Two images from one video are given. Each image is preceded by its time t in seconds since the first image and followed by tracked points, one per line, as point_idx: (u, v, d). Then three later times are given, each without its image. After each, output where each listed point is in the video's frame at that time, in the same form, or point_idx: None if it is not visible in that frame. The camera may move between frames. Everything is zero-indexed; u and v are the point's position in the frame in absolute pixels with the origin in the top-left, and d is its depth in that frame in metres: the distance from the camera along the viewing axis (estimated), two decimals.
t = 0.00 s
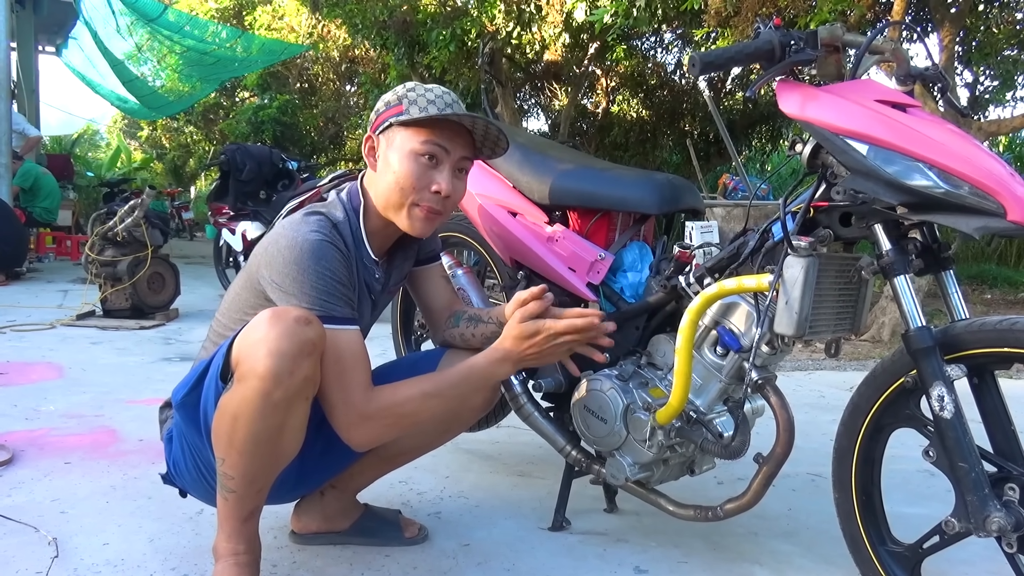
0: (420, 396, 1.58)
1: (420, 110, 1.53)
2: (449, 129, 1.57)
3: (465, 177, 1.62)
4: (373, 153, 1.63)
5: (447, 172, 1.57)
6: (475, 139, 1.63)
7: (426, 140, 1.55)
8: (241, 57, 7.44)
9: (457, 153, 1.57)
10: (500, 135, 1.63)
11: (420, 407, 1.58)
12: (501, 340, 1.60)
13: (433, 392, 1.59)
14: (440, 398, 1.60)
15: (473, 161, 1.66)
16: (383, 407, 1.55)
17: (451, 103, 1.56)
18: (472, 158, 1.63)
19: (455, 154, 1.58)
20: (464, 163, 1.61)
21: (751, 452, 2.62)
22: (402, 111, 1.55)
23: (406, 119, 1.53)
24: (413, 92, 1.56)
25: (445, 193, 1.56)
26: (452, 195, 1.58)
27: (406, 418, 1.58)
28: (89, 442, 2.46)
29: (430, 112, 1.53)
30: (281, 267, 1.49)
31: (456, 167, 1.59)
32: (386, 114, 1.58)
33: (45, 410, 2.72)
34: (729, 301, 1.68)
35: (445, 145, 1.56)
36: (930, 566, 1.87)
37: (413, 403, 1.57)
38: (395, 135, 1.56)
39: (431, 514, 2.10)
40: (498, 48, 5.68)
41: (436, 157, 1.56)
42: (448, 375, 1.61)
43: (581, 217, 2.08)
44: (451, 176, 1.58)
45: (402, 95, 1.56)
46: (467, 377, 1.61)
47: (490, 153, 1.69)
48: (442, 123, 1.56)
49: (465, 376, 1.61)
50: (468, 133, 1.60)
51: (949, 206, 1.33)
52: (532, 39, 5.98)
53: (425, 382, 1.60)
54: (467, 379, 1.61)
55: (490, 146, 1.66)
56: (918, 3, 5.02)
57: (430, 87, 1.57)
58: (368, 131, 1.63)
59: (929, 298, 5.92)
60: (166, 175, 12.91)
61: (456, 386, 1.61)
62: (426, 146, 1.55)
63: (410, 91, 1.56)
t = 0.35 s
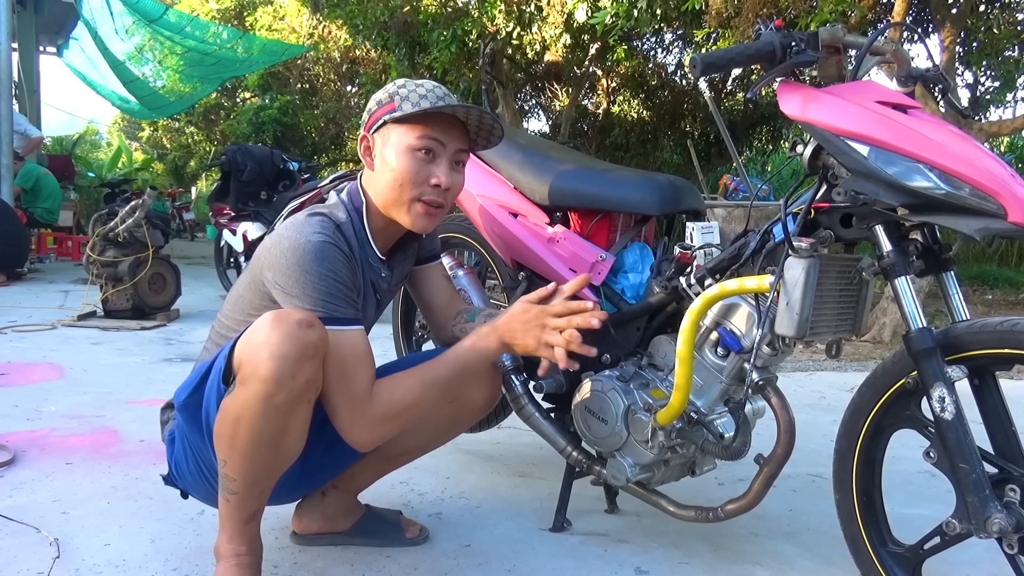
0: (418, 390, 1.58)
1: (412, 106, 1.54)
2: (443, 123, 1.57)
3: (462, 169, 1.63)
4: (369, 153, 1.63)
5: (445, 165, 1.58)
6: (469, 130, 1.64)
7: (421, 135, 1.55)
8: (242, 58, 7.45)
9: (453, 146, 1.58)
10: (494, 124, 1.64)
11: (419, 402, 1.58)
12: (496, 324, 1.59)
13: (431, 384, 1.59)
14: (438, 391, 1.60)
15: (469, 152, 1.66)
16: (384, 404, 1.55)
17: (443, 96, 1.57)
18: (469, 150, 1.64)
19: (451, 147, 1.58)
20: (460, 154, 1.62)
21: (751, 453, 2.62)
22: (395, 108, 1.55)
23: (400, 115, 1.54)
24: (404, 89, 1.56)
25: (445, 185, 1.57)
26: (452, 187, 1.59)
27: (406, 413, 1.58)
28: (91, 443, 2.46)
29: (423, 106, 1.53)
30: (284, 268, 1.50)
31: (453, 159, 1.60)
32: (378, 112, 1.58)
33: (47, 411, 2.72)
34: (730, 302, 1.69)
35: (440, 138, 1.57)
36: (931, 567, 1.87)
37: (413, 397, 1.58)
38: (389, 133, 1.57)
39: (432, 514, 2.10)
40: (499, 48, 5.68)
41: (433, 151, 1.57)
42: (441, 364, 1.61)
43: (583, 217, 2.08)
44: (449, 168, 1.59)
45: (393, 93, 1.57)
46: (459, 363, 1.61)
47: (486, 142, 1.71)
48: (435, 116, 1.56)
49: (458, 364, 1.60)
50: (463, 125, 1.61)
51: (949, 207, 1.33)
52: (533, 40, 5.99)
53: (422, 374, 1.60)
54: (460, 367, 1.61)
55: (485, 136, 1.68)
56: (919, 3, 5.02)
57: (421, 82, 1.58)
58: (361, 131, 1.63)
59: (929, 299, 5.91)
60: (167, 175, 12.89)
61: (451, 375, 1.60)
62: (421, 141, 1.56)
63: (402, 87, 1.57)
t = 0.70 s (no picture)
0: (417, 387, 1.58)
1: (405, 109, 1.54)
2: (437, 125, 1.58)
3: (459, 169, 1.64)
4: (364, 157, 1.63)
5: (441, 167, 1.59)
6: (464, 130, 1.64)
7: (415, 138, 1.56)
8: (243, 58, 7.44)
9: (448, 148, 1.58)
10: (489, 123, 1.64)
11: (419, 399, 1.58)
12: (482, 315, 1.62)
13: (429, 381, 1.59)
14: (437, 387, 1.60)
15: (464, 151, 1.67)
16: (385, 403, 1.56)
17: (436, 97, 1.57)
18: (465, 149, 1.64)
19: (446, 148, 1.59)
20: (456, 155, 1.62)
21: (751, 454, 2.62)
22: (388, 112, 1.55)
23: (393, 119, 1.54)
24: (396, 91, 1.56)
25: (443, 188, 1.58)
26: (449, 189, 1.59)
27: (407, 411, 1.58)
28: (91, 443, 2.46)
29: (416, 110, 1.53)
30: (285, 272, 1.50)
31: (449, 160, 1.60)
32: (371, 116, 1.58)
33: (47, 411, 2.73)
34: (730, 303, 1.69)
35: (434, 141, 1.57)
36: (931, 569, 1.88)
37: (412, 394, 1.58)
38: (383, 137, 1.57)
39: (432, 516, 2.10)
40: (499, 49, 5.69)
41: (428, 153, 1.57)
42: (436, 359, 1.60)
43: (583, 218, 2.08)
44: (445, 170, 1.59)
45: (385, 95, 1.57)
46: (454, 357, 1.60)
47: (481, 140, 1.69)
48: (428, 119, 1.56)
49: (452, 358, 1.60)
50: (457, 125, 1.61)
51: (950, 209, 1.33)
52: (533, 41, 6.00)
53: (419, 371, 1.59)
54: (455, 361, 1.60)
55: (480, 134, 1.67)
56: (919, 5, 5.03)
57: (412, 83, 1.58)
58: (355, 135, 1.63)
59: (929, 300, 5.91)
60: (167, 176, 12.89)
61: (446, 369, 1.60)
62: (416, 145, 1.56)
63: (393, 90, 1.56)
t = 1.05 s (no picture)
0: (417, 390, 1.58)
1: (399, 108, 1.54)
2: (431, 122, 1.58)
3: (455, 167, 1.64)
4: (359, 157, 1.63)
5: (436, 164, 1.59)
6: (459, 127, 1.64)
7: (409, 137, 1.56)
8: (242, 60, 7.39)
9: (443, 145, 1.58)
10: (482, 118, 1.64)
11: (417, 402, 1.59)
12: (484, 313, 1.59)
13: (428, 384, 1.59)
14: (435, 390, 1.60)
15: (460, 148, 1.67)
16: (384, 406, 1.56)
17: (430, 94, 1.57)
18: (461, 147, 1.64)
19: (441, 145, 1.59)
20: (452, 152, 1.62)
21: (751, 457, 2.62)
22: (382, 111, 1.56)
23: (387, 118, 1.54)
24: (389, 91, 1.57)
25: (438, 185, 1.58)
26: (446, 186, 1.59)
27: (405, 414, 1.58)
28: (91, 445, 2.46)
29: (408, 107, 1.54)
30: (285, 273, 1.50)
31: (445, 157, 1.60)
32: (366, 116, 1.59)
33: (47, 413, 2.73)
34: (729, 306, 1.69)
35: (429, 138, 1.57)
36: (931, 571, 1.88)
37: (411, 397, 1.58)
38: (378, 137, 1.57)
39: (431, 517, 2.10)
40: (500, 52, 5.69)
41: (423, 151, 1.57)
42: (434, 362, 1.60)
43: (583, 221, 2.08)
44: (441, 168, 1.59)
45: (379, 96, 1.58)
46: (453, 360, 1.60)
47: (476, 136, 1.70)
48: (422, 117, 1.57)
49: (451, 361, 1.59)
50: (451, 122, 1.61)
51: (949, 212, 1.34)
52: (534, 43, 6.00)
53: (418, 374, 1.60)
54: (454, 364, 1.60)
55: (475, 129, 1.67)
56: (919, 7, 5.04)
57: (405, 82, 1.58)
58: (351, 136, 1.63)
59: (929, 302, 5.92)
60: (167, 177, 12.89)
61: (445, 372, 1.60)
62: (410, 143, 1.56)
63: (387, 90, 1.57)
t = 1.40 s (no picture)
0: (416, 390, 1.58)
1: (398, 109, 1.54)
2: (430, 125, 1.58)
3: (453, 171, 1.63)
4: (360, 157, 1.64)
5: (432, 167, 1.58)
6: (459, 132, 1.64)
7: (407, 138, 1.56)
8: (243, 60, 7.38)
9: (440, 149, 1.58)
10: (483, 125, 1.64)
11: (416, 402, 1.59)
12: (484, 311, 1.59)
13: (428, 383, 1.59)
14: (436, 389, 1.60)
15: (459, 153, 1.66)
16: (384, 406, 1.56)
17: (431, 97, 1.57)
18: (460, 152, 1.64)
19: (438, 149, 1.58)
20: (449, 156, 1.62)
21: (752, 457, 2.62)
22: (381, 112, 1.56)
23: (386, 119, 1.55)
24: (391, 92, 1.57)
25: (433, 189, 1.57)
26: (441, 190, 1.58)
27: (405, 414, 1.58)
28: (91, 446, 2.46)
29: (407, 109, 1.54)
30: (285, 273, 1.50)
31: (441, 161, 1.60)
32: (367, 116, 1.59)
33: (48, 413, 2.73)
34: (730, 306, 1.69)
35: (427, 141, 1.57)
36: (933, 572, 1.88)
37: (411, 397, 1.58)
38: (377, 136, 1.58)
39: (432, 518, 2.10)
40: (500, 52, 5.69)
41: (419, 154, 1.57)
42: (434, 361, 1.60)
43: (583, 221, 2.09)
44: (437, 171, 1.59)
45: (381, 96, 1.58)
46: (454, 359, 1.59)
47: (477, 142, 1.68)
48: (422, 119, 1.57)
49: (451, 360, 1.59)
50: (451, 127, 1.61)
51: (951, 213, 1.34)
52: (534, 44, 6.00)
53: (418, 372, 1.59)
54: (453, 363, 1.60)
55: (475, 136, 1.66)
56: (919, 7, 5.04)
57: (409, 84, 1.58)
58: (354, 136, 1.64)
59: (929, 303, 5.92)
60: (167, 178, 12.87)
61: (445, 371, 1.60)
62: (407, 145, 1.56)
63: (389, 90, 1.57)
